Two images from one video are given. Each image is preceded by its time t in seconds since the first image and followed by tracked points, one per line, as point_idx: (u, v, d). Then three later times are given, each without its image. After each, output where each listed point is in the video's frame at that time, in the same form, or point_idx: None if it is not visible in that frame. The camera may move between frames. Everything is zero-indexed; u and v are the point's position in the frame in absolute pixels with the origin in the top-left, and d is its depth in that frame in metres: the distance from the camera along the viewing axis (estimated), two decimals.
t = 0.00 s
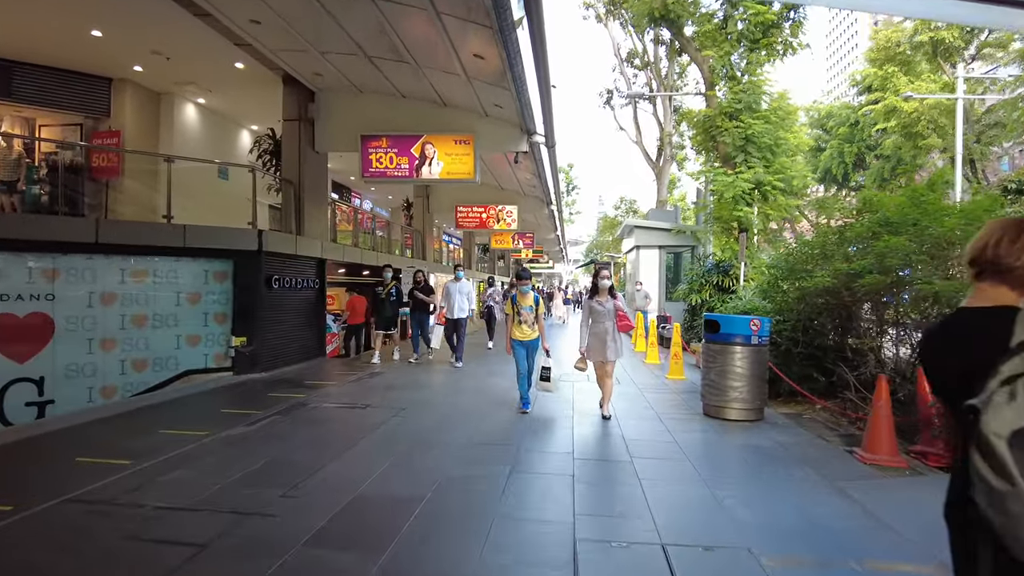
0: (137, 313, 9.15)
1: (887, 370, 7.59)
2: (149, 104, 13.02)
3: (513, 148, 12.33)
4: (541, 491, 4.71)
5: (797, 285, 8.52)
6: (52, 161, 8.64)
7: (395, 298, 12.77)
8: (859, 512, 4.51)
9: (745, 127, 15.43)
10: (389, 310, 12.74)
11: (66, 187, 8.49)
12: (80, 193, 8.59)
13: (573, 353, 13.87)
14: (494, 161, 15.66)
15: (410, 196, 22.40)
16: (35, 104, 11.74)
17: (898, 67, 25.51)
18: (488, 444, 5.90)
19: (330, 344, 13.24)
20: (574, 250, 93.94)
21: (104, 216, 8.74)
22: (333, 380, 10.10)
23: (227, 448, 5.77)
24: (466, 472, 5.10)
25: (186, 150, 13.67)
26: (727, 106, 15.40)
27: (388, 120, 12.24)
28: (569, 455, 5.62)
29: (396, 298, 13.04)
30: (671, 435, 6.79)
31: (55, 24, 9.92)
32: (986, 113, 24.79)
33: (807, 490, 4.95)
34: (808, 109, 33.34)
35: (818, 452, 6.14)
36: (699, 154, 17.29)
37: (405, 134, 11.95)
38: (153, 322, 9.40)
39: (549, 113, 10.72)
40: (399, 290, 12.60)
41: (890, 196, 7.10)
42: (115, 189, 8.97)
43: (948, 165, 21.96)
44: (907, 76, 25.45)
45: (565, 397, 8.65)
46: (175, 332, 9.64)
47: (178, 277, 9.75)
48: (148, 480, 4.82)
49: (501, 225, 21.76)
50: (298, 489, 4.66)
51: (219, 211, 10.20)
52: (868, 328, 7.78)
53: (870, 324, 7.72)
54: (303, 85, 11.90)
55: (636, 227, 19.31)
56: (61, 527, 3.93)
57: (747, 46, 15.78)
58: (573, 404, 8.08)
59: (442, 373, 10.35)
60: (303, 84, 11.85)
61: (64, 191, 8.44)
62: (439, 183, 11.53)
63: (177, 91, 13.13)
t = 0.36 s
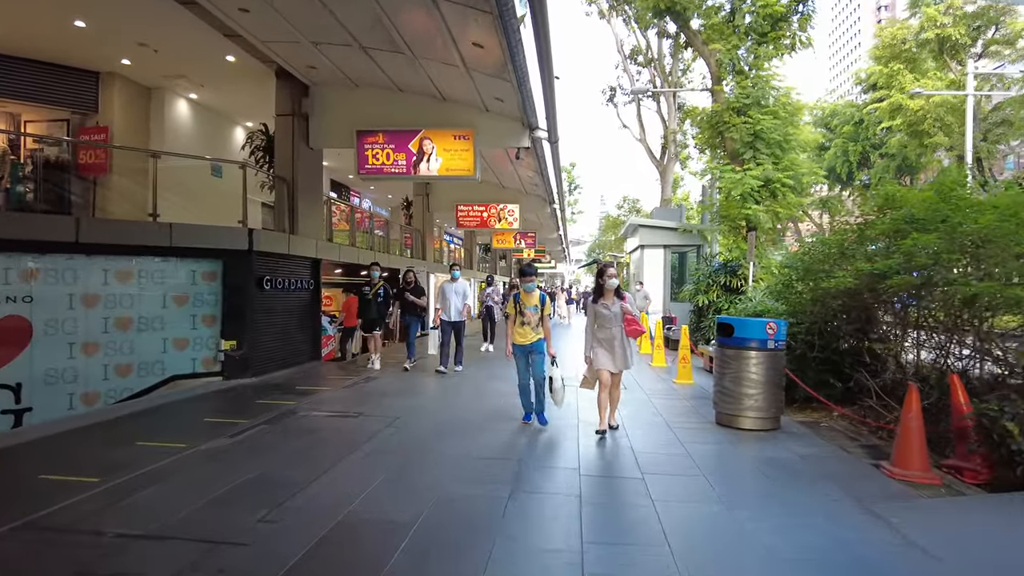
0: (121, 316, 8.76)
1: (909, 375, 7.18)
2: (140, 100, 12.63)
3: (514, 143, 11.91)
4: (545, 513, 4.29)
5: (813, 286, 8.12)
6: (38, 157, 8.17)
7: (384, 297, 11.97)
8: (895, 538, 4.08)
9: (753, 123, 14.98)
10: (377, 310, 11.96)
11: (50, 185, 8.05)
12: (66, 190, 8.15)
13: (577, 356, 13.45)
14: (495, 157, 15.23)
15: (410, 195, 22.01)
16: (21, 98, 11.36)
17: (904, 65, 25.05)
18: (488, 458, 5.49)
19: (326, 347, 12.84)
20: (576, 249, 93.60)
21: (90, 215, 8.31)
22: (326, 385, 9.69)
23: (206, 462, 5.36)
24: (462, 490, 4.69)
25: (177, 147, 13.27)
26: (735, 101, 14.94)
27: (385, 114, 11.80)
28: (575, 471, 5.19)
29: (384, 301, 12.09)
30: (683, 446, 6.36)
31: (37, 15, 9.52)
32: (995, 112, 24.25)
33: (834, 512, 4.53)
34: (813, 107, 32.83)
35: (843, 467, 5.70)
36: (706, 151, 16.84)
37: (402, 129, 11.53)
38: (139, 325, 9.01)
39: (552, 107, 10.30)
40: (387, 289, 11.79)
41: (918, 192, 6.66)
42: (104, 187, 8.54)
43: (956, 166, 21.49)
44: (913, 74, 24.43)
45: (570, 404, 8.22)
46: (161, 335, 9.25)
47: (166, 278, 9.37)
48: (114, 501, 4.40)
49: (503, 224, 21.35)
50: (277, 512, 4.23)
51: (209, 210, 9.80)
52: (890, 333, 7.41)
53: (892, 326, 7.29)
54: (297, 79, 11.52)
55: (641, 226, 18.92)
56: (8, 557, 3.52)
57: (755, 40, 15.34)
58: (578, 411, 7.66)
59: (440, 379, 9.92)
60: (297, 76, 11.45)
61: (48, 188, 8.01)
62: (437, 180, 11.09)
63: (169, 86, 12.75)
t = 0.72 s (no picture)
0: (112, 315, 8.38)
1: (943, 378, 6.76)
2: (134, 92, 12.26)
3: (521, 137, 11.51)
4: (563, 534, 3.88)
5: (838, 284, 7.70)
6: (28, 150, 7.86)
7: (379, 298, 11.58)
8: (952, 561, 3.67)
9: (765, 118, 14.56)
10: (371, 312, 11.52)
11: (43, 179, 7.80)
12: (60, 184, 7.92)
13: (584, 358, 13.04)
14: (499, 152, 14.83)
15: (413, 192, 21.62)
16: (11, 90, 10.99)
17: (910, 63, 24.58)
18: (497, 469, 5.08)
19: (325, 348, 12.44)
20: (580, 249, 93.18)
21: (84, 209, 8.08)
22: (324, 388, 9.30)
23: (194, 473, 4.97)
24: (469, 508, 4.28)
25: (173, 140, 12.86)
26: (747, 96, 14.50)
27: (387, 107, 11.40)
28: (592, 485, 4.78)
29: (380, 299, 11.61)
30: (704, 455, 5.95)
31: (26, 3, 9.14)
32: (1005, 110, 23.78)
33: (881, 532, 4.09)
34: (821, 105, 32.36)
35: (879, 479, 5.28)
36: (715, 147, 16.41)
37: (405, 122, 11.14)
38: (130, 325, 8.63)
39: (561, 99, 9.89)
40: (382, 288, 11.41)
41: (955, 184, 6.24)
42: (98, 181, 8.31)
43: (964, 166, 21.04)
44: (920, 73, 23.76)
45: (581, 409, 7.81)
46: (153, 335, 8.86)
47: (158, 276, 8.99)
48: (85, 521, 3.98)
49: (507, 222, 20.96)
50: (265, 532, 3.82)
51: (204, 205, 9.42)
52: (926, 334, 6.93)
53: (924, 326, 6.87)
54: (297, 70, 11.13)
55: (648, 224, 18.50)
56: None
57: (767, 33, 14.93)
58: (590, 417, 7.25)
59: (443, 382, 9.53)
60: (296, 68, 11.06)
61: (41, 183, 7.75)
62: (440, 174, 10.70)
63: (165, 79, 12.38)
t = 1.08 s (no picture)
0: (101, 318, 8.02)
1: (981, 387, 6.35)
2: (130, 86, 11.91)
3: (528, 133, 11.14)
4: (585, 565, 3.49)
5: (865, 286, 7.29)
6: (17, 145, 7.47)
7: (370, 301, 10.74)
8: None
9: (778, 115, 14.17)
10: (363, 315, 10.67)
11: (31, 176, 7.40)
12: (48, 181, 7.51)
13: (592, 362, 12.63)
14: (505, 149, 14.44)
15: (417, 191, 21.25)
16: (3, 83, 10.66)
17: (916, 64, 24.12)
18: (508, 488, 4.69)
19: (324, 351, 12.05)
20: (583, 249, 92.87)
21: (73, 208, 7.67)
22: (322, 393, 8.92)
23: (179, 490, 4.60)
24: (477, 534, 3.90)
25: (170, 136, 12.51)
26: (760, 92, 14.09)
27: (390, 101, 11.01)
28: (613, 507, 4.39)
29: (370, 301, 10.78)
30: (729, 471, 5.55)
31: None
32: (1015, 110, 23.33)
33: (936, 563, 3.69)
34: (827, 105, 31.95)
35: (920, 498, 4.89)
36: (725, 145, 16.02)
37: (408, 117, 10.74)
38: (120, 327, 8.26)
39: (570, 93, 9.51)
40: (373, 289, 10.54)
41: (996, 180, 5.84)
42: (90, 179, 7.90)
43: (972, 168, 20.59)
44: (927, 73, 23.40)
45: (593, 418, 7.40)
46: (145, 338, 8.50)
47: (151, 276, 8.61)
48: (57, 547, 3.63)
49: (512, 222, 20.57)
50: (253, 563, 3.45)
51: (200, 202, 9.06)
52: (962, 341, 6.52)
53: (960, 332, 6.46)
54: (296, 63, 10.77)
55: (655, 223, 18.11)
56: None
57: (779, 28, 14.55)
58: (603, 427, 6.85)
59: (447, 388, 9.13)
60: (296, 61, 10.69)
61: (28, 181, 7.35)
62: (445, 172, 10.33)
63: (161, 73, 12.03)
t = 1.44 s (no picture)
0: (86, 320, 7.63)
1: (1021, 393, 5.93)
2: (121, 79, 11.53)
3: (532, 126, 10.77)
4: None
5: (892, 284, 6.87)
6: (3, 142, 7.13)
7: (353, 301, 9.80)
8: None
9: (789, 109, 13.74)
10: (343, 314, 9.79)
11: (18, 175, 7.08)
12: (36, 179, 7.18)
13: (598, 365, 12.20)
14: (509, 144, 14.03)
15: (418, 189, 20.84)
16: None
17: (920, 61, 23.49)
18: (515, 509, 4.27)
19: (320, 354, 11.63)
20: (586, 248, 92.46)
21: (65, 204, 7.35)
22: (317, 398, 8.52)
23: (156, 508, 4.22)
24: (481, 562, 3.49)
25: (163, 131, 12.13)
26: (771, 86, 13.65)
27: (390, 94, 10.61)
28: (631, 531, 3.97)
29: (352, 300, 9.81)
30: (753, 486, 5.12)
31: None
32: None
33: None
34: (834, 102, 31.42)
35: (966, 516, 4.48)
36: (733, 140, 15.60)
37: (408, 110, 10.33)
38: (105, 330, 7.87)
39: (577, 83, 9.10)
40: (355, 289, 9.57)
41: None
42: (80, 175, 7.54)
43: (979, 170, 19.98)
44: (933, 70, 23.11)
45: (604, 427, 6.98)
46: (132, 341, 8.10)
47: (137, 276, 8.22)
48: None
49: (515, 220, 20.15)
50: None
51: (192, 198, 8.67)
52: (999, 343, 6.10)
53: (997, 334, 6.05)
54: (292, 55, 10.38)
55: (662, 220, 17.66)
56: None
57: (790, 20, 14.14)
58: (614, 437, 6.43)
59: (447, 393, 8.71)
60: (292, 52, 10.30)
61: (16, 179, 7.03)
62: (446, 167, 9.85)
63: (153, 66, 11.64)
